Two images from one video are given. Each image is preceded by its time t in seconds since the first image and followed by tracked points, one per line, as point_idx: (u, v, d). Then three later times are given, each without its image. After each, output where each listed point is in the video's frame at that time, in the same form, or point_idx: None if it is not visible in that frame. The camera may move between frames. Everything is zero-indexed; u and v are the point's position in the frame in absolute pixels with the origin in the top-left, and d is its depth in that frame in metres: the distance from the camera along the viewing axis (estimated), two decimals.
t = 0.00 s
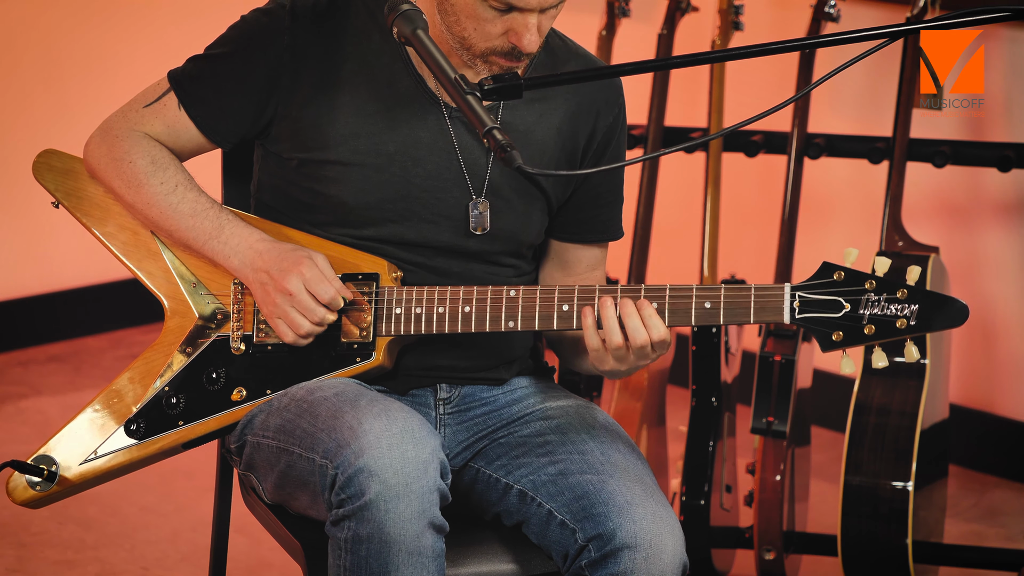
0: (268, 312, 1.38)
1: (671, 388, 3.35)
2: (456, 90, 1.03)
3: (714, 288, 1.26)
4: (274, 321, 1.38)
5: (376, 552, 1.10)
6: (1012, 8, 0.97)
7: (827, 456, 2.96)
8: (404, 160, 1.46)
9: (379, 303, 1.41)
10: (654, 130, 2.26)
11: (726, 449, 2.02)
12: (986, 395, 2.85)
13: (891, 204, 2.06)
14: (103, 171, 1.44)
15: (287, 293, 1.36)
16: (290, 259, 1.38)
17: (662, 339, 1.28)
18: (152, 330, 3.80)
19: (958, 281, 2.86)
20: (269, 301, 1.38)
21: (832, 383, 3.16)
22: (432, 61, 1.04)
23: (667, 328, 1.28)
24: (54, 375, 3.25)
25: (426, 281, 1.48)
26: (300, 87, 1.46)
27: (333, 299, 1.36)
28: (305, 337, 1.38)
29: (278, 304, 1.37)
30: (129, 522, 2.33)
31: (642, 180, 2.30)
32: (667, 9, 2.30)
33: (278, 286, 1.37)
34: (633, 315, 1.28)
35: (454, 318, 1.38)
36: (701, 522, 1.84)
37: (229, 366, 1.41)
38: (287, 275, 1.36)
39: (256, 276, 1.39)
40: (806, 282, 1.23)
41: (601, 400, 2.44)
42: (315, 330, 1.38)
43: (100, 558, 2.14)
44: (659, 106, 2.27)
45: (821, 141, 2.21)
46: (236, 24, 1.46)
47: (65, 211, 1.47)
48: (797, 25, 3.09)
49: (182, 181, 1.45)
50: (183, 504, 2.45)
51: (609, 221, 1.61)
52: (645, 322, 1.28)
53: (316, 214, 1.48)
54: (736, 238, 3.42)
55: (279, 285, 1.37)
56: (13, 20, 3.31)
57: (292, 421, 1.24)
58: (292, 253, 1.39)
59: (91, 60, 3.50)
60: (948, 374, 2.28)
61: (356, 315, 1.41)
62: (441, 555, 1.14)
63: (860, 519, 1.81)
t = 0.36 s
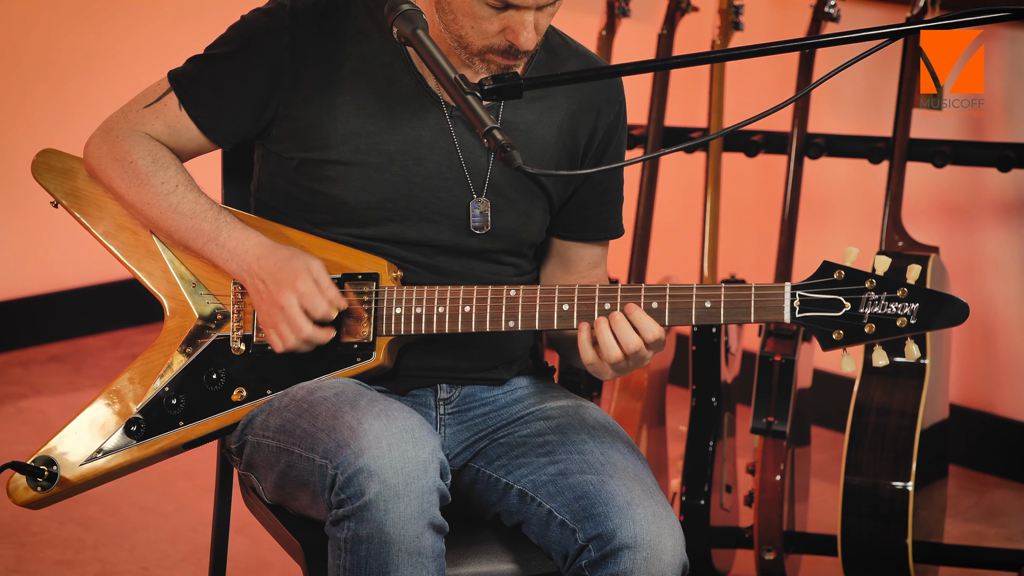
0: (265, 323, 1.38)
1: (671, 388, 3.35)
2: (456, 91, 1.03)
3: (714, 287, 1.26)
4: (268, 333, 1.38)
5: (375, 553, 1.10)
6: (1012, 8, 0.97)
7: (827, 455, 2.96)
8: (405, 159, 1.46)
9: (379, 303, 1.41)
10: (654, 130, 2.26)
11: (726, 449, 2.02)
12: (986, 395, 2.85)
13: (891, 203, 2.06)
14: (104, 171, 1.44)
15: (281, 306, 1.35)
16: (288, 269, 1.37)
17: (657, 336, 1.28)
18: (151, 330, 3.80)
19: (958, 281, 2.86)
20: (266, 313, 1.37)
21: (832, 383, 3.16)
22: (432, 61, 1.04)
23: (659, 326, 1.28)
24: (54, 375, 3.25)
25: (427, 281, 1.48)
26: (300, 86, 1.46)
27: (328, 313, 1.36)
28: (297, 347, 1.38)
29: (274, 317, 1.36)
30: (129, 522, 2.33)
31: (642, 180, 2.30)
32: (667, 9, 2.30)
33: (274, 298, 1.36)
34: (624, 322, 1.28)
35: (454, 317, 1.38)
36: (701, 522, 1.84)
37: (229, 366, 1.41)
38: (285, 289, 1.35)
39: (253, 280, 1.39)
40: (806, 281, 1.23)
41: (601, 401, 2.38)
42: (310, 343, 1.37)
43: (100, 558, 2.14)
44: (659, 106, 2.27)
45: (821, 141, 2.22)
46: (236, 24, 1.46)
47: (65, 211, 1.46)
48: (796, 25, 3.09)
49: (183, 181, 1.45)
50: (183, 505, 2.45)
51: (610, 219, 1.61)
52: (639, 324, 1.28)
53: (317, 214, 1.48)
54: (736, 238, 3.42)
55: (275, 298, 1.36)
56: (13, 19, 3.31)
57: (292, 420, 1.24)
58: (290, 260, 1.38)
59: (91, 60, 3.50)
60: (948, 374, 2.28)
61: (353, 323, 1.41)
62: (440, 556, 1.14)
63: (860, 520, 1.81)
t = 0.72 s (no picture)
0: (257, 327, 1.38)
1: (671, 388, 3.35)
2: (456, 91, 1.03)
3: (713, 288, 1.26)
4: (260, 338, 1.38)
5: (375, 553, 1.10)
6: (1012, 7, 0.96)
7: (827, 455, 2.96)
8: (405, 158, 1.46)
9: (378, 303, 1.41)
10: (654, 130, 2.26)
11: (726, 449, 2.02)
12: (986, 395, 2.84)
13: (891, 204, 2.06)
14: (103, 173, 1.44)
15: (278, 316, 1.36)
16: (285, 279, 1.37)
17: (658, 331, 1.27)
18: (151, 330, 3.79)
19: (958, 282, 2.86)
20: (259, 318, 1.38)
21: (832, 383, 3.16)
22: (432, 61, 1.04)
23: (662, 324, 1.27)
24: (54, 375, 3.25)
25: (427, 280, 1.48)
26: (300, 85, 1.46)
27: (322, 327, 1.36)
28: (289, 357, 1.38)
29: (267, 324, 1.37)
30: (129, 522, 2.33)
31: (643, 180, 2.30)
32: (667, 9, 2.29)
33: (269, 307, 1.36)
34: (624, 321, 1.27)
35: (452, 318, 1.38)
36: (701, 522, 1.84)
37: (229, 367, 1.41)
38: (279, 299, 1.36)
39: (251, 286, 1.39)
40: (805, 281, 1.22)
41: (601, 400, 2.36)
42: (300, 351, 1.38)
43: (100, 558, 2.14)
44: (659, 106, 2.27)
45: (821, 141, 2.22)
46: (235, 25, 1.46)
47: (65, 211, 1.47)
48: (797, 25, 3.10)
49: (181, 183, 1.44)
50: (183, 504, 2.45)
51: (609, 216, 1.61)
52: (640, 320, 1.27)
53: (317, 213, 1.48)
54: (736, 238, 3.42)
55: (269, 307, 1.36)
56: (13, 19, 3.31)
57: (292, 421, 1.24)
58: (287, 270, 1.37)
59: (91, 60, 3.50)
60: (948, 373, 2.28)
61: (349, 329, 1.41)
62: (440, 556, 1.14)
63: (860, 520, 1.81)
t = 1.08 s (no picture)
0: (262, 320, 1.38)
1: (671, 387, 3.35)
2: (456, 91, 1.03)
3: (714, 290, 1.26)
4: (266, 331, 1.38)
5: (375, 553, 1.10)
6: (1012, 8, 0.96)
7: (826, 455, 2.96)
8: (405, 159, 1.46)
9: (378, 303, 1.41)
10: (654, 130, 2.26)
11: (726, 448, 2.02)
12: (986, 395, 2.84)
13: (891, 204, 2.06)
14: (103, 173, 1.44)
15: (281, 307, 1.35)
16: (286, 271, 1.36)
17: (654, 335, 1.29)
18: (151, 330, 3.79)
19: (958, 282, 2.85)
20: (264, 311, 1.37)
21: (832, 383, 3.16)
22: (431, 61, 1.04)
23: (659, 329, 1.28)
24: (54, 375, 3.25)
25: (426, 280, 1.48)
26: (300, 86, 1.46)
27: (329, 316, 1.35)
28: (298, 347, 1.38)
29: (272, 316, 1.37)
30: (129, 522, 2.33)
31: (643, 180, 2.30)
32: (667, 9, 2.29)
33: (272, 298, 1.36)
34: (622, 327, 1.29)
35: (453, 319, 1.38)
36: (700, 522, 1.84)
37: (228, 366, 1.41)
38: (283, 289, 1.35)
39: (253, 281, 1.38)
40: (806, 285, 1.22)
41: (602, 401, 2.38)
42: (307, 343, 1.37)
43: (100, 558, 2.14)
44: (659, 106, 2.27)
45: (821, 141, 2.22)
46: (235, 25, 1.46)
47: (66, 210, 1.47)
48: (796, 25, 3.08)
49: (181, 183, 1.44)
50: (183, 504, 2.45)
51: (609, 217, 1.61)
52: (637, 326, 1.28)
53: (317, 214, 1.48)
54: (736, 239, 3.42)
55: (272, 298, 1.36)
56: (13, 19, 3.31)
57: (291, 421, 1.24)
58: (290, 263, 1.38)
59: (91, 60, 3.50)
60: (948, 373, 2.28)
61: (352, 325, 1.41)
62: (440, 556, 1.14)
63: (860, 519, 1.81)
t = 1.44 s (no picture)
0: (266, 312, 1.37)
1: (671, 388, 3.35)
2: (456, 91, 1.03)
3: (713, 285, 1.25)
4: (270, 324, 1.37)
5: (374, 553, 1.10)
6: (1012, 8, 0.97)
7: (826, 455, 2.96)
8: (404, 157, 1.46)
9: (378, 302, 1.41)
10: (654, 130, 2.26)
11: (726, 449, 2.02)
12: (986, 395, 2.84)
13: (891, 204, 2.06)
14: (102, 175, 1.43)
15: (289, 297, 1.35)
16: (291, 262, 1.37)
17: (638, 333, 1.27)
18: (151, 330, 3.79)
19: (958, 282, 2.86)
20: (269, 302, 1.37)
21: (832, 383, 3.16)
22: (432, 61, 1.04)
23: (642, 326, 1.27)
24: (54, 375, 3.24)
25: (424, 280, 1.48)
26: (300, 85, 1.46)
27: (335, 306, 1.36)
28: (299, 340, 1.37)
29: (277, 307, 1.36)
30: (129, 522, 2.33)
31: (643, 180, 2.30)
32: (667, 9, 2.29)
33: (278, 289, 1.36)
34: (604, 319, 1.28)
35: (452, 318, 1.38)
36: (700, 522, 1.84)
37: (229, 367, 1.41)
38: (290, 279, 1.35)
39: (256, 276, 1.38)
40: (805, 279, 1.22)
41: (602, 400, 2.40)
42: (311, 334, 1.37)
43: (100, 558, 2.14)
44: (659, 106, 2.27)
45: (821, 141, 2.22)
46: (233, 24, 1.47)
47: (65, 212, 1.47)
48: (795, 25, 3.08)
49: (182, 182, 1.44)
50: (183, 504, 2.45)
51: (609, 216, 1.61)
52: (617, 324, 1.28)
53: (317, 213, 1.48)
54: (736, 239, 3.42)
55: (279, 289, 1.36)
56: (13, 19, 3.31)
57: (291, 421, 1.24)
58: (293, 256, 1.38)
59: (91, 60, 3.50)
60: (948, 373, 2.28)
61: (355, 317, 1.41)
62: (439, 556, 1.14)
63: (860, 519, 1.81)
